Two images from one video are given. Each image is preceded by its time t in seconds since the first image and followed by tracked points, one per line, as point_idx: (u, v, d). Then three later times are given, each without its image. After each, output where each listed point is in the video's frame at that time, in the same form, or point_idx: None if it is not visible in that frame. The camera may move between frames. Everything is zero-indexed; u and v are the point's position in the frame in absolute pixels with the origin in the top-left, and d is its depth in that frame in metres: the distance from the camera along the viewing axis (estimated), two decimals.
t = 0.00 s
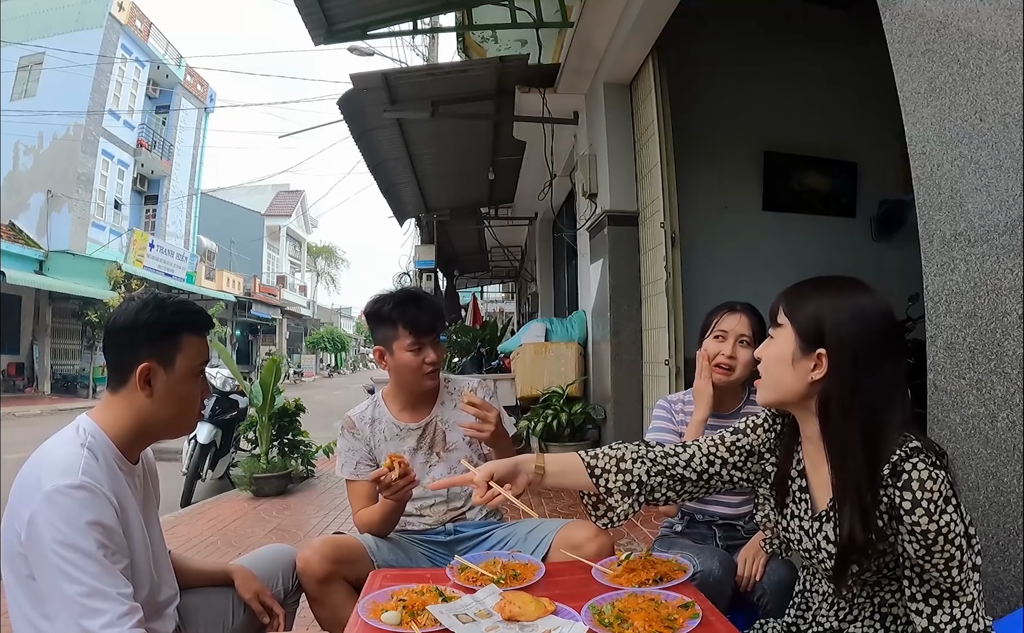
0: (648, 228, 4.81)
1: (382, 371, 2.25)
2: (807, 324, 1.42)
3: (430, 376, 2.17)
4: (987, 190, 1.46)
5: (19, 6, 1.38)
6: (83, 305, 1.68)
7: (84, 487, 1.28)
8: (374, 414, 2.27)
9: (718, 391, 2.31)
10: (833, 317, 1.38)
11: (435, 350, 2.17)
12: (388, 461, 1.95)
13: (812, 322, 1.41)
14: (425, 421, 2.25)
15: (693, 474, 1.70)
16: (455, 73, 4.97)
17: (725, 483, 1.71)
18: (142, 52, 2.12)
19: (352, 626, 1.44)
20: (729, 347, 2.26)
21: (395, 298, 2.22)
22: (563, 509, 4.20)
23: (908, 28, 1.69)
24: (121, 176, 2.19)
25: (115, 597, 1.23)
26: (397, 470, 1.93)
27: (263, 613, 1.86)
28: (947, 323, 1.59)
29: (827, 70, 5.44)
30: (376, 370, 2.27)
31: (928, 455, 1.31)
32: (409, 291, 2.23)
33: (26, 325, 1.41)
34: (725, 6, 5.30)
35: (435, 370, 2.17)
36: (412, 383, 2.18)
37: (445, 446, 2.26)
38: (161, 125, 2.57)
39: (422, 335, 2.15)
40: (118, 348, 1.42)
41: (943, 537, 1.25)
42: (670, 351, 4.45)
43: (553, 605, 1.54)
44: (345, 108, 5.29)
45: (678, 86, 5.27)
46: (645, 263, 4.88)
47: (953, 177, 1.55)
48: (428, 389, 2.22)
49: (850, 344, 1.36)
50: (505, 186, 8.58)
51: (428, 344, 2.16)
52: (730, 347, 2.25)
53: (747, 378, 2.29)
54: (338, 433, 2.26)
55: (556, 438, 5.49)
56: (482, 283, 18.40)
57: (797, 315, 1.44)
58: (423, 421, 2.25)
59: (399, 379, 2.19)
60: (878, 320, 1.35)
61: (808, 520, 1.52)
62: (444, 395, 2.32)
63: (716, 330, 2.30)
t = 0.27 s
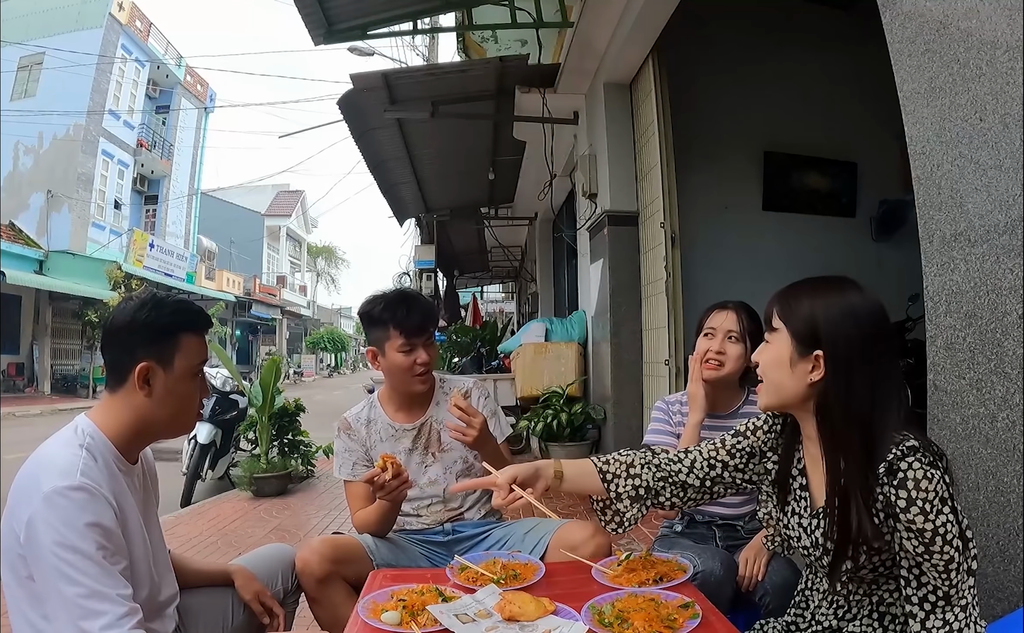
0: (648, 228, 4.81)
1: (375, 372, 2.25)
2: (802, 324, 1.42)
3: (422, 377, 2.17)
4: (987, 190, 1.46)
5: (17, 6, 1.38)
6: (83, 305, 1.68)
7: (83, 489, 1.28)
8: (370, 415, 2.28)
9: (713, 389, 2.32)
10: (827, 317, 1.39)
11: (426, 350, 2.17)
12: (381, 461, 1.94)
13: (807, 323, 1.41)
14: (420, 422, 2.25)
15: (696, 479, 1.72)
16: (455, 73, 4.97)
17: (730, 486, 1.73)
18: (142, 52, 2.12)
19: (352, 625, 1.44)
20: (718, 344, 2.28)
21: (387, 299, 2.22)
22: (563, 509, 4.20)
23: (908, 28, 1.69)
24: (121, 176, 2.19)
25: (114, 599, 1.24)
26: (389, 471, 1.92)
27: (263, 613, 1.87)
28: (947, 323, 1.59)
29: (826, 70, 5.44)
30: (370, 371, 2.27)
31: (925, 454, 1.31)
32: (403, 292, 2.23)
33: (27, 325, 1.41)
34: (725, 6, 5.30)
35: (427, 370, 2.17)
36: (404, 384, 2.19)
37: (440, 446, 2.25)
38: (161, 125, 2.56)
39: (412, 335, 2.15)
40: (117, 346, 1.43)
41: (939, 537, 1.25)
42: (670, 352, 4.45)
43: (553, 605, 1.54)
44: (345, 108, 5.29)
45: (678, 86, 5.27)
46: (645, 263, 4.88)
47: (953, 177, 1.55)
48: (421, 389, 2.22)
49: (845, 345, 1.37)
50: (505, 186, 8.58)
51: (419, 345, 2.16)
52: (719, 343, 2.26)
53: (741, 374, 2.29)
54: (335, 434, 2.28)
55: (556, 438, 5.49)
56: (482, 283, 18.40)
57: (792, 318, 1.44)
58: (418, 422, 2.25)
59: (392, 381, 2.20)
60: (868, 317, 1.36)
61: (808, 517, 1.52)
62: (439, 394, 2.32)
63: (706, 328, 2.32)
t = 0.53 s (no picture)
0: (648, 228, 4.81)
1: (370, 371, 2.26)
2: (791, 326, 1.42)
3: (409, 378, 2.15)
4: (987, 190, 1.46)
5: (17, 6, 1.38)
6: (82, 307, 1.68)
7: (80, 491, 1.28)
8: (369, 414, 2.28)
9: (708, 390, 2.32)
10: (815, 317, 1.39)
11: (412, 352, 2.13)
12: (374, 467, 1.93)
13: (798, 324, 1.41)
14: (417, 422, 2.25)
15: (696, 481, 1.79)
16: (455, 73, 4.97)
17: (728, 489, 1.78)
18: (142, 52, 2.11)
19: (352, 626, 1.44)
20: (710, 344, 2.27)
21: (376, 299, 2.18)
22: (562, 509, 4.20)
23: (908, 28, 1.69)
24: (121, 176, 2.19)
25: (112, 601, 1.24)
26: (382, 477, 1.92)
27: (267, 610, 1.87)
28: (947, 323, 1.59)
29: (826, 70, 5.44)
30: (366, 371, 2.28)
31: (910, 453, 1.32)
32: (402, 293, 2.19)
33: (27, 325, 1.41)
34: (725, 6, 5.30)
35: (415, 372, 2.14)
36: (395, 385, 2.18)
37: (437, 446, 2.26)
38: (161, 125, 2.54)
39: (398, 337, 2.11)
40: (113, 347, 1.43)
41: (923, 535, 1.25)
42: (670, 352, 4.45)
43: (553, 605, 1.54)
44: (345, 108, 5.29)
45: (678, 86, 5.27)
46: (645, 262, 4.88)
47: (953, 177, 1.55)
48: (413, 390, 2.21)
49: (834, 345, 1.37)
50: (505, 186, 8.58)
51: (405, 348, 2.12)
52: (710, 344, 2.26)
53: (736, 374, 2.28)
54: (333, 435, 2.28)
55: (556, 438, 5.49)
56: (482, 283, 18.40)
57: (783, 320, 1.44)
58: (414, 423, 2.25)
59: (384, 382, 2.20)
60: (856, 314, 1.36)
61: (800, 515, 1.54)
62: (437, 395, 2.32)
63: (700, 328, 2.31)
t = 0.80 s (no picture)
0: (648, 228, 4.81)
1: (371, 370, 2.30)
2: (758, 333, 1.44)
3: (399, 382, 2.17)
4: (988, 190, 1.46)
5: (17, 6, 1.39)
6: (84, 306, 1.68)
7: (76, 492, 1.28)
8: (370, 414, 2.28)
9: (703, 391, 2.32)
10: (781, 323, 1.40)
11: (403, 357, 2.14)
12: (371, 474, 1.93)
13: (765, 330, 1.42)
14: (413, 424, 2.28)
15: (681, 468, 1.89)
16: (455, 73, 4.97)
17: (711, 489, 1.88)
18: (142, 52, 2.11)
19: (352, 626, 1.44)
20: (704, 349, 2.26)
21: (376, 299, 2.18)
22: (563, 509, 4.20)
23: (908, 28, 1.69)
24: (121, 176, 2.19)
25: (110, 603, 1.24)
26: (376, 484, 1.92)
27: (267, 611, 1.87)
28: (947, 323, 1.59)
29: (827, 70, 5.44)
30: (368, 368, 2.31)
31: (872, 446, 1.33)
32: (403, 294, 2.17)
33: (28, 325, 1.41)
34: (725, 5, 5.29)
35: (404, 376, 2.16)
36: (388, 387, 2.21)
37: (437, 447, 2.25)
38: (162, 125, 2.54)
39: (389, 342, 2.12)
40: (109, 345, 1.43)
41: (889, 526, 1.26)
42: (670, 352, 4.45)
43: (553, 605, 1.54)
44: (345, 108, 5.29)
45: (678, 86, 5.27)
46: (645, 262, 4.88)
47: (953, 177, 1.55)
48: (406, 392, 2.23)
49: (796, 352, 1.39)
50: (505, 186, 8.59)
51: (395, 353, 2.13)
52: (704, 348, 2.25)
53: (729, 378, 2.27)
54: (335, 434, 2.28)
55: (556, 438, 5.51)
56: (482, 284, 18.40)
57: (750, 327, 1.45)
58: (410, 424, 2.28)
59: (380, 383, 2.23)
60: (822, 321, 1.37)
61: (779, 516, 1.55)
62: (437, 395, 2.33)
63: (694, 333, 2.30)
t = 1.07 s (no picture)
0: (648, 228, 4.81)
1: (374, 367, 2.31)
2: (725, 341, 1.47)
3: (396, 385, 2.19)
4: (988, 190, 1.46)
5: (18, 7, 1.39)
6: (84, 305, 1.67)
7: (73, 493, 1.28)
8: (371, 413, 2.28)
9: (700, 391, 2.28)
10: (746, 334, 1.44)
11: (401, 361, 2.15)
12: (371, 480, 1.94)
13: (730, 340, 1.46)
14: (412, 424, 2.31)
15: (659, 450, 1.94)
16: (455, 73, 4.97)
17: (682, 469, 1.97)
18: (142, 52, 2.11)
19: (352, 626, 1.44)
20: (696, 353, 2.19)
21: (380, 299, 2.18)
22: (563, 509, 4.20)
23: (908, 28, 1.69)
24: (121, 176, 2.19)
25: (108, 603, 1.24)
26: (376, 492, 1.93)
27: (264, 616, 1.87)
28: (947, 323, 1.59)
29: (827, 70, 5.45)
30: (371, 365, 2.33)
31: (830, 451, 1.37)
32: (407, 296, 2.16)
33: (28, 325, 1.41)
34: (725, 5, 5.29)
35: (402, 379, 2.17)
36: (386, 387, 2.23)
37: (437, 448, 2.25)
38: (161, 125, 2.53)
39: (388, 345, 2.12)
40: (107, 345, 1.43)
41: (847, 529, 1.31)
42: (670, 352, 4.45)
43: (553, 605, 1.54)
44: (345, 108, 5.29)
45: (677, 86, 5.27)
46: (645, 262, 4.88)
47: (953, 177, 1.55)
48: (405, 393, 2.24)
49: (758, 361, 1.42)
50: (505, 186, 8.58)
51: (394, 356, 2.14)
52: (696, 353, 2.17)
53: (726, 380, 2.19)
54: (335, 433, 2.28)
55: (556, 438, 5.59)
56: (482, 284, 18.40)
57: (718, 336, 1.48)
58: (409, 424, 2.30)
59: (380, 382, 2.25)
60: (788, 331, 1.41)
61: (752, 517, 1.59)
62: (438, 394, 2.33)
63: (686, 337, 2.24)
